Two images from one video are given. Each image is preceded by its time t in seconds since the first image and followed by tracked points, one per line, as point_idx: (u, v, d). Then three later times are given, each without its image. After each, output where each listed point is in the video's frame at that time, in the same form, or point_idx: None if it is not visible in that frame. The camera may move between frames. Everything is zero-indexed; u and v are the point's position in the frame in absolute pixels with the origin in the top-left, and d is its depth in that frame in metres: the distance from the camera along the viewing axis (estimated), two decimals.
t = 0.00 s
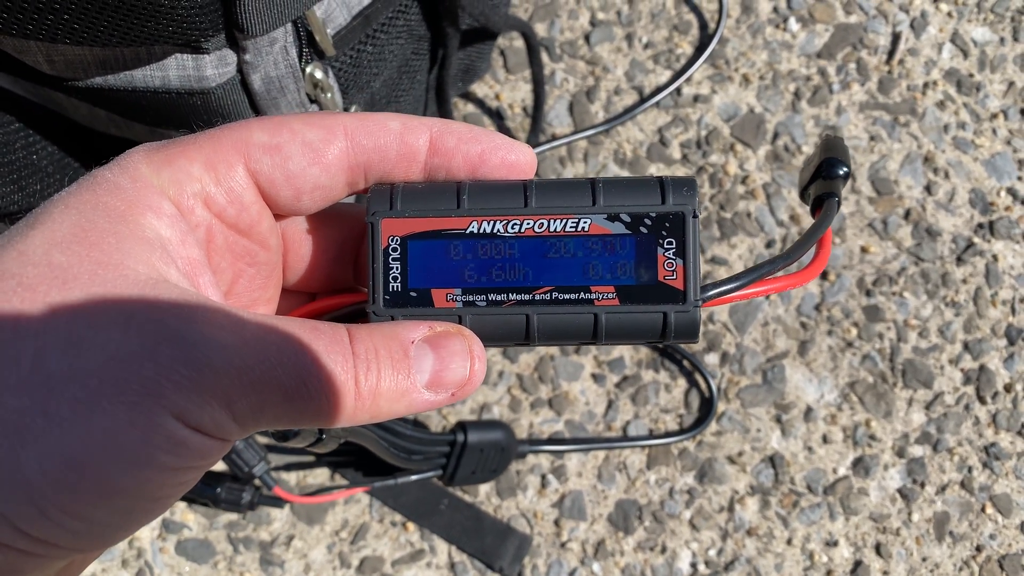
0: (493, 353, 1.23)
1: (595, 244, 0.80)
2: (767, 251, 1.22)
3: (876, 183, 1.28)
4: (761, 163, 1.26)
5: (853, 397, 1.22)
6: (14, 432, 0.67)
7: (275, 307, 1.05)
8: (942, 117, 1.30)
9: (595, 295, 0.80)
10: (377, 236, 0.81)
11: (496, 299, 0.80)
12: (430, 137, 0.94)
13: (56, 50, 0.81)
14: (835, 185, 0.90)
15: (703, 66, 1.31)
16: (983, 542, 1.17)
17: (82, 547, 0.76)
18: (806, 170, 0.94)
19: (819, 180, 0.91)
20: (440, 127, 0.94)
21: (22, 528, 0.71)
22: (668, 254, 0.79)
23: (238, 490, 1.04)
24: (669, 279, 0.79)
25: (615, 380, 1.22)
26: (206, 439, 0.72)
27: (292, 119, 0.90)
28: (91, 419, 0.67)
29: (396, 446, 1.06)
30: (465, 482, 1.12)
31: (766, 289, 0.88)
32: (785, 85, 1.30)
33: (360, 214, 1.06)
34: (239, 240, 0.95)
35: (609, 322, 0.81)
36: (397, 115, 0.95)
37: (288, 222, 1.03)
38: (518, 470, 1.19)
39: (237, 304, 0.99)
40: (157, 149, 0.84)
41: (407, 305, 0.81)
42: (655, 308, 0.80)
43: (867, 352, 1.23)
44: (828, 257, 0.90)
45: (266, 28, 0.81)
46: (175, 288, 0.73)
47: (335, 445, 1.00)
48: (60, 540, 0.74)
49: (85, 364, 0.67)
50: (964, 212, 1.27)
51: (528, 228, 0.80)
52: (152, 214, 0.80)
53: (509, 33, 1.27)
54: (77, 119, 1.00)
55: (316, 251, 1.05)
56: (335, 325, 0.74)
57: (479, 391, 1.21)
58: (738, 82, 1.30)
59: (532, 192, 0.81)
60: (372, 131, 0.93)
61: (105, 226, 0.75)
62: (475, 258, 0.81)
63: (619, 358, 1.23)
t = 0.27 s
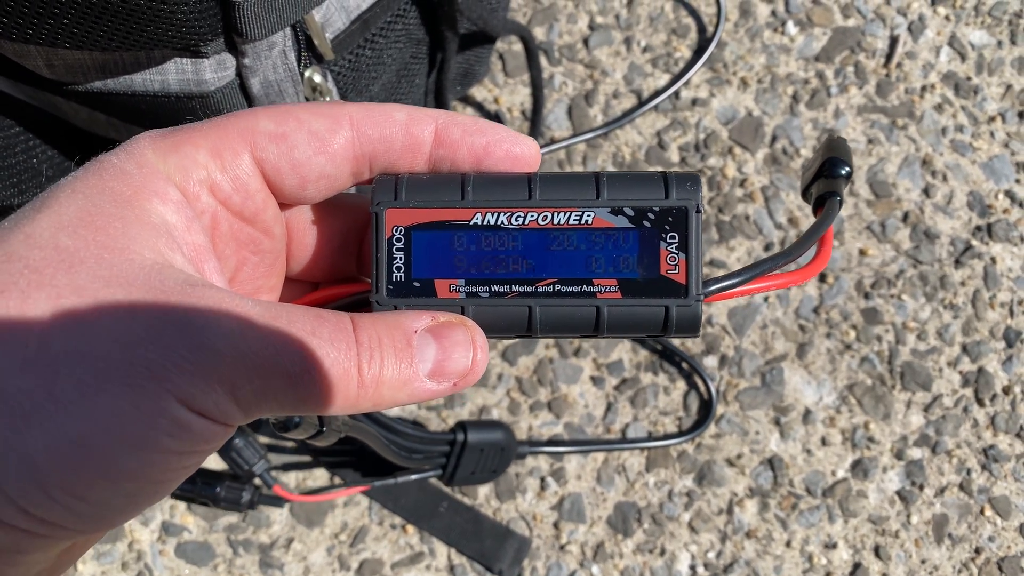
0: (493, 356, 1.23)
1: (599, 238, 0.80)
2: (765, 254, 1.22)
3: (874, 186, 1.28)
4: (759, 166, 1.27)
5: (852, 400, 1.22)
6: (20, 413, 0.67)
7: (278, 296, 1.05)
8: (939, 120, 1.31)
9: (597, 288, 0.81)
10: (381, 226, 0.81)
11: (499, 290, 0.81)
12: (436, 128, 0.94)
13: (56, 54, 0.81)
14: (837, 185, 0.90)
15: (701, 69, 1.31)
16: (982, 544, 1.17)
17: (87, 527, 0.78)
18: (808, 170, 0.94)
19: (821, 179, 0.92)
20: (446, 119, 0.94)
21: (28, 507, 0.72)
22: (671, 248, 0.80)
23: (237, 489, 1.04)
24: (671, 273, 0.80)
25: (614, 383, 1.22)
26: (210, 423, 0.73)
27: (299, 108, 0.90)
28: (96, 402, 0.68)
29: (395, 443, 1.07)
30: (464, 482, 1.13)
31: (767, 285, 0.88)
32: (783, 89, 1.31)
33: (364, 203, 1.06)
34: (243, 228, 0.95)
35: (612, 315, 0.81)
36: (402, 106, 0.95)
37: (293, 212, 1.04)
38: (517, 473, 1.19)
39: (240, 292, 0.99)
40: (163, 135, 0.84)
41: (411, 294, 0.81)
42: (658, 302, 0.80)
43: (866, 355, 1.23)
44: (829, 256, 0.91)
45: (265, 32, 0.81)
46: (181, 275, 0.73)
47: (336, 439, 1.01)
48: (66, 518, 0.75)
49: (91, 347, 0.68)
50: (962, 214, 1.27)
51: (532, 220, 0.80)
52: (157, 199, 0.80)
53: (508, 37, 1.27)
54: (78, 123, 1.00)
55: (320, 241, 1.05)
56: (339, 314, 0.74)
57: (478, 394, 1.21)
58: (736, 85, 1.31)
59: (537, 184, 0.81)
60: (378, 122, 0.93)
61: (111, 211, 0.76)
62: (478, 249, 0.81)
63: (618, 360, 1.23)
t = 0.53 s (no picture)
0: (498, 351, 1.23)
1: (613, 205, 0.81)
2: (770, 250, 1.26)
3: (878, 182, 1.29)
4: (764, 162, 1.27)
5: (857, 395, 1.22)
6: (37, 379, 0.68)
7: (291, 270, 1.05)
8: (943, 117, 1.31)
9: (612, 256, 0.81)
10: (394, 196, 0.82)
11: (512, 259, 0.81)
12: (447, 97, 0.94)
13: (68, 46, 0.82)
14: (852, 150, 0.90)
15: (706, 66, 1.32)
16: (987, 539, 1.17)
17: (104, 495, 0.78)
18: (825, 133, 0.94)
19: (837, 145, 0.92)
20: (456, 87, 0.93)
21: (46, 474, 0.73)
22: (686, 214, 0.80)
23: (244, 456, 1.07)
24: (687, 239, 0.80)
25: (619, 379, 1.23)
26: (226, 391, 0.73)
27: (309, 78, 0.89)
28: (112, 368, 0.68)
29: (406, 423, 1.09)
30: (471, 464, 1.14)
31: (783, 250, 0.88)
32: (788, 85, 1.31)
33: (376, 176, 1.05)
34: (255, 200, 0.95)
35: (627, 283, 0.81)
36: (414, 74, 0.95)
37: (305, 184, 1.04)
38: (522, 468, 1.20)
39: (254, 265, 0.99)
40: (175, 108, 0.84)
41: (424, 265, 0.82)
42: (673, 269, 0.81)
43: (870, 350, 1.23)
44: (846, 220, 0.90)
45: (275, 24, 0.81)
46: (194, 244, 0.74)
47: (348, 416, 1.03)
48: (83, 486, 0.76)
49: (107, 313, 0.69)
50: (966, 211, 1.28)
51: (545, 187, 0.81)
52: (169, 170, 0.80)
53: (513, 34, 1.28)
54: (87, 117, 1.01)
55: (330, 213, 1.06)
56: (354, 283, 0.75)
57: (483, 389, 1.22)
58: (741, 82, 1.31)
59: (549, 152, 0.82)
60: (387, 91, 0.92)
61: (124, 181, 0.76)
62: (491, 218, 0.82)
63: (623, 356, 1.23)
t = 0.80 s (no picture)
0: (496, 350, 1.22)
1: (605, 199, 0.80)
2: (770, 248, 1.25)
3: (879, 180, 1.28)
4: (764, 160, 1.26)
5: (858, 395, 1.21)
6: (17, 385, 0.67)
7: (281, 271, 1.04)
8: (945, 114, 1.30)
9: (606, 250, 0.80)
10: (383, 194, 0.81)
11: (505, 256, 0.80)
12: (435, 95, 0.93)
13: (59, 38, 0.81)
14: (846, 147, 0.89)
15: (705, 64, 1.31)
16: (990, 540, 1.16)
17: (89, 503, 0.77)
18: (816, 135, 0.93)
19: (831, 142, 0.91)
20: (445, 84, 0.92)
21: (29, 482, 0.72)
22: (679, 206, 0.79)
23: (241, 487, 1.05)
24: (681, 232, 0.79)
25: (618, 378, 1.22)
26: (211, 395, 0.72)
27: (296, 77, 0.89)
28: (93, 372, 0.67)
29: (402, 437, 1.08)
30: (471, 477, 1.12)
31: (780, 246, 0.87)
32: (788, 83, 1.30)
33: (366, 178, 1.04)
34: (243, 202, 0.95)
35: (621, 277, 0.80)
36: (401, 72, 0.94)
37: (293, 184, 1.03)
38: (521, 468, 1.19)
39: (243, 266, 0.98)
40: (160, 109, 0.83)
41: (415, 263, 0.81)
42: (667, 262, 0.80)
43: (872, 349, 1.22)
44: (842, 216, 0.90)
45: (268, 15, 0.81)
46: (176, 245, 0.73)
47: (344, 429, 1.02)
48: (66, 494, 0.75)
49: (88, 317, 0.68)
50: (968, 209, 1.27)
51: (535, 182, 0.80)
52: (154, 172, 0.79)
53: (511, 32, 1.27)
54: (81, 113, 1.00)
55: (320, 215, 1.04)
56: (342, 283, 0.74)
57: (481, 389, 1.21)
58: (741, 80, 1.30)
59: (539, 147, 0.81)
60: (376, 88, 0.91)
61: (107, 183, 0.75)
62: (482, 215, 0.81)
63: (622, 355, 1.22)
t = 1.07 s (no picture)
0: (498, 354, 1.22)
1: (613, 205, 0.80)
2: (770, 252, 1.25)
3: (881, 183, 1.28)
4: (765, 163, 1.26)
5: (860, 398, 1.21)
6: (29, 385, 0.67)
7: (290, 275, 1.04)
8: (946, 117, 1.30)
9: (613, 255, 0.80)
10: (391, 199, 0.81)
11: (512, 260, 0.81)
12: (444, 101, 0.93)
13: (61, 44, 0.81)
14: (851, 156, 0.89)
15: (707, 67, 1.31)
16: (992, 543, 1.16)
17: (97, 503, 0.77)
18: (822, 144, 0.94)
19: (835, 152, 0.91)
20: (454, 91, 0.93)
21: (38, 482, 0.72)
22: (686, 212, 0.80)
23: (243, 480, 1.06)
24: (687, 238, 0.79)
25: (620, 381, 1.22)
26: (221, 396, 0.73)
27: (306, 84, 0.89)
28: (105, 373, 0.68)
29: (402, 437, 1.08)
30: (472, 477, 1.13)
31: (783, 253, 0.87)
32: (789, 86, 1.30)
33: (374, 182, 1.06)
34: (252, 205, 0.95)
35: (628, 283, 0.80)
36: (411, 79, 0.94)
37: (303, 189, 1.04)
38: (523, 471, 1.19)
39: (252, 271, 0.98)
40: (171, 113, 0.83)
41: (423, 267, 0.81)
42: (673, 268, 0.80)
43: (873, 352, 1.22)
44: (847, 224, 0.90)
45: (269, 21, 0.81)
46: (188, 248, 0.73)
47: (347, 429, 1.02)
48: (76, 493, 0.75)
49: (100, 318, 0.68)
50: (970, 212, 1.27)
51: (543, 188, 0.81)
52: (164, 175, 0.80)
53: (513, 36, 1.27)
54: (83, 118, 1.01)
55: (328, 219, 1.05)
56: (352, 287, 0.74)
57: (483, 392, 1.21)
58: (742, 83, 1.30)
59: (547, 153, 0.81)
60: (386, 93, 0.92)
61: (118, 186, 0.75)
62: (490, 220, 0.81)
63: (624, 358, 1.22)
